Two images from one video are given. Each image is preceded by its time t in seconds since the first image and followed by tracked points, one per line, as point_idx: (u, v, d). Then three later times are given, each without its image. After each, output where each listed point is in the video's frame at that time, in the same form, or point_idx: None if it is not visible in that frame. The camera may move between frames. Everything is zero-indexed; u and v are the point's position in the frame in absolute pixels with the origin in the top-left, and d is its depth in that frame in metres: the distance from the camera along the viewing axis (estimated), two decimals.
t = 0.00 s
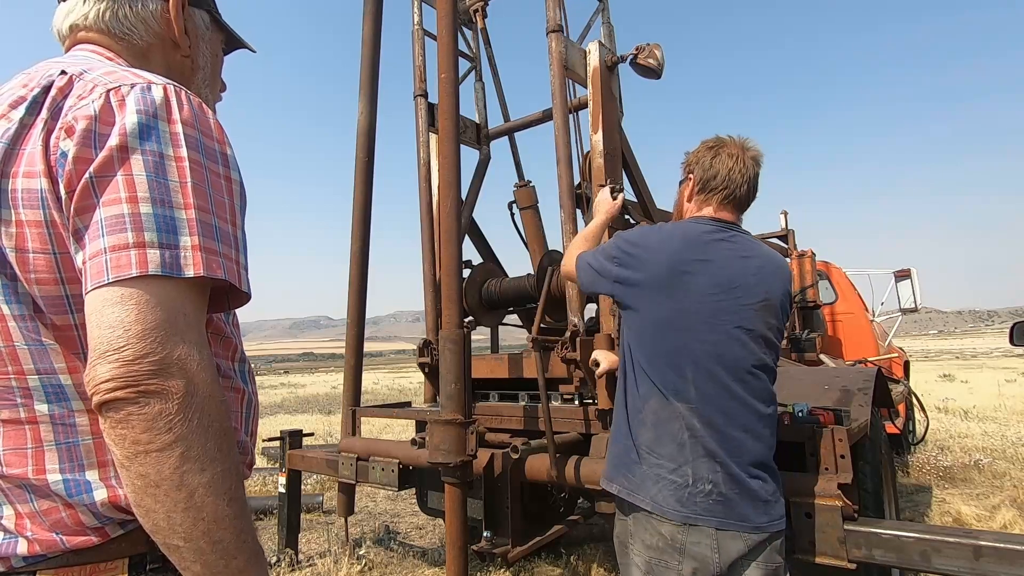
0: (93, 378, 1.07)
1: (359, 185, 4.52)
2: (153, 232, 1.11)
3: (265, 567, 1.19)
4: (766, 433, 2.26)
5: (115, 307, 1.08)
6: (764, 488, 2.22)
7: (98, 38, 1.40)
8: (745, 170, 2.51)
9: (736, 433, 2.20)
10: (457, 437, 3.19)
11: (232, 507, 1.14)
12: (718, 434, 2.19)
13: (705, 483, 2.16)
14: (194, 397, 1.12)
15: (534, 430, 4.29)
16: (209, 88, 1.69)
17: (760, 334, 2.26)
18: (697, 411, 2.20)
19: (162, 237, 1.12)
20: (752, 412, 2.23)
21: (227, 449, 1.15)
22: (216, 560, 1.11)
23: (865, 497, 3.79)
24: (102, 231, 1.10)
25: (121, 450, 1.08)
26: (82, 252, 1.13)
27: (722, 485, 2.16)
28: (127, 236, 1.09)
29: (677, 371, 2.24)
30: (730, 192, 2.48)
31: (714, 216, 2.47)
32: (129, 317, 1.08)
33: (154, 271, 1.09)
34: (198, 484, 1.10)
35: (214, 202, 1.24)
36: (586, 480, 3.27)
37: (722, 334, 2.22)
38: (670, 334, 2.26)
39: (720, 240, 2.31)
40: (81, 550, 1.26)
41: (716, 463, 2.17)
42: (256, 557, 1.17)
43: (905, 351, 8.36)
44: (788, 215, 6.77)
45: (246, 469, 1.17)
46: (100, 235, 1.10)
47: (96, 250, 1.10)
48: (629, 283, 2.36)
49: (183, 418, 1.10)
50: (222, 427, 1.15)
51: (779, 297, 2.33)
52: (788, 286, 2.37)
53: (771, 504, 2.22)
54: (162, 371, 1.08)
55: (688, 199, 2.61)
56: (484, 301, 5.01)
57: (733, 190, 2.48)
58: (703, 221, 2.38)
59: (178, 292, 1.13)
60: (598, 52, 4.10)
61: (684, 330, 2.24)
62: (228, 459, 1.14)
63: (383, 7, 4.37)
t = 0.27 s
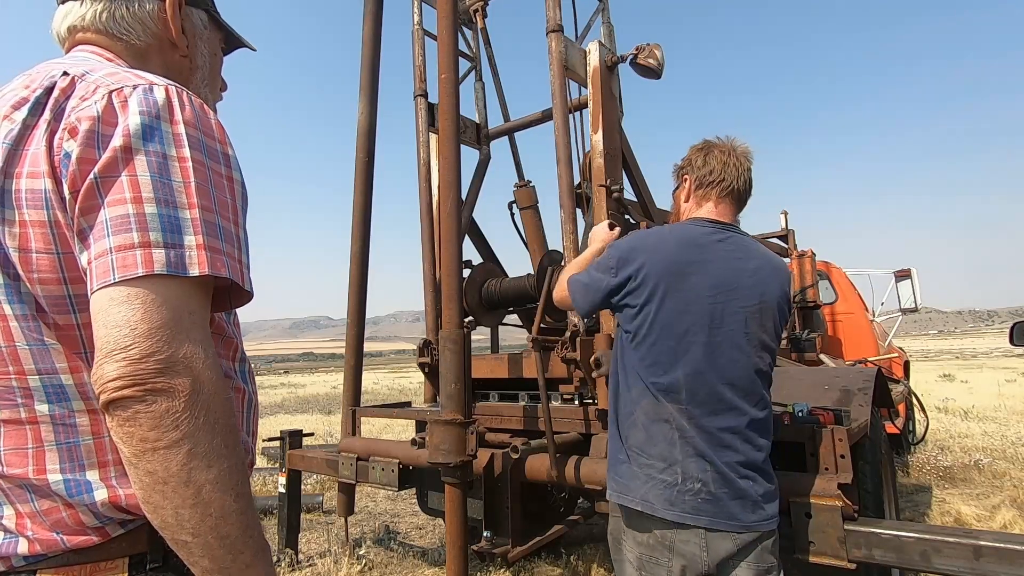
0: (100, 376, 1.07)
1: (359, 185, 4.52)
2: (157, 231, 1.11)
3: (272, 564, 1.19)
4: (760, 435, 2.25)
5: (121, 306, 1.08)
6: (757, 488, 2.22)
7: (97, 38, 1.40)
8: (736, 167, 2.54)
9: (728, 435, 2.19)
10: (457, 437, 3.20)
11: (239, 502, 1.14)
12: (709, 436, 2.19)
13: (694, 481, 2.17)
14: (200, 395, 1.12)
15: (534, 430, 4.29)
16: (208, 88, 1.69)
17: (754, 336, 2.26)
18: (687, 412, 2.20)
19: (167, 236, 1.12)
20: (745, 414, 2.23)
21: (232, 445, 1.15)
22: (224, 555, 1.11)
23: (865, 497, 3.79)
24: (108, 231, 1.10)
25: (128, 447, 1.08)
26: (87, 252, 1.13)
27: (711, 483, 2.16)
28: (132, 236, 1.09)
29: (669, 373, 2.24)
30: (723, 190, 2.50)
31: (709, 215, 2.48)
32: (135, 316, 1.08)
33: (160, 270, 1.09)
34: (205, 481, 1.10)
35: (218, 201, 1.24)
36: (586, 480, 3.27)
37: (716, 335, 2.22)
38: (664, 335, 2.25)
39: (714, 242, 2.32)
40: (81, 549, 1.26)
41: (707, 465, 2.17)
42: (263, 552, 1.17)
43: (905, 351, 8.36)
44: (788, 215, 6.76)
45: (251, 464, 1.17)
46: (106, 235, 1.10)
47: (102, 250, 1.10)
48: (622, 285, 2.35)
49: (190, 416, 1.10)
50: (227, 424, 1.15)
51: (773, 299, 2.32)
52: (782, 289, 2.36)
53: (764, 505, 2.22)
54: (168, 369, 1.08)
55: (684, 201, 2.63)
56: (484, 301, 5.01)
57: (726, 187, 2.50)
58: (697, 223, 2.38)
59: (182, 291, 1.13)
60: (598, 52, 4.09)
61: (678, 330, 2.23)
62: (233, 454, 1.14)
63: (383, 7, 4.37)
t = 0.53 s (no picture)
0: (99, 380, 1.07)
1: (359, 185, 4.52)
2: (158, 235, 1.11)
3: (267, 567, 1.19)
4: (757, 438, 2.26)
5: (120, 309, 1.08)
6: (753, 491, 2.22)
7: (101, 39, 1.40)
8: (716, 165, 2.53)
9: (722, 437, 2.20)
10: (457, 437, 3.19)
11: (235, 506, 1.14)
12: (703, 439, 2.20)
13: (690, 493, 2.18)
14: (197, 399, 1.12)
15: (534, 430, 4.29)
16: (212, 89, 1.68)
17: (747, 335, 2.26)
18: (680, 418, 2.22)
19: (167, 240, 1.12)
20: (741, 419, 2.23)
21: (229, 448, 1.15)
22: (219, 560, 1.11)
23: (865, 497, 3.79)
24: (108, 234, 1.10)
25: (125, 451, 1.08)
26: (87, 254, 1.13)
27: (706, 492, 2.17)
28: (132, 239, 1.09)
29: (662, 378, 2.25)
30: (704, 190, 2.50)
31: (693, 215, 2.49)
32: (134, 320, 1.08)
33: (159, 274, 1.09)
34: (201, 485, 1.10)
35: (218, 205, 1.24)
36: (586, 480, 3.27)
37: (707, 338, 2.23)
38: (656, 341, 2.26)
39: (706, 246, 2.33)
40: (83, 548, 1.26)
41: (703, 472, 2.18)
42: (259, 556, 1.17)
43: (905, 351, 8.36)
44: (787, 215, 6.76)
45: (248, 468, 1.17)
46: (106, 238, 1.10)
47: (101, 252, 1.09)
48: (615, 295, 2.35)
49: (186, 420, 1.10)
50: (224, 427, 1.15)
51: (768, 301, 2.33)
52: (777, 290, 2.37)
53: (760, 508, 2.24)
54: (165, 373, 1.08)
55: (666, 202, 2.63)
56: (484, 301, 5.01)
57: (707, 188, 2.50)
58: (688, 228, 2.39)
59: (182, 294, 1.13)
60: (598, 52, 4.09)
61: (669, 336, 2.25)
62: (230, 458, 1.14)
63: (383, 7, 4.38)
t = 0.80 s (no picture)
0: (98, 383, 1.07)
1: (359, 185, 4.52)
2: (159, 238, 1.11)
3: (266, 569, 1.20)
4: (755, 440, 2.25)
5: (121, 312, 1.08)
6: (751, 493, 2.22)
7: (108, 41, 1.40)
8: (700, 163, 2.52)
9: (721, 438, 2.19)
10: (457, 437, 3.19)
11: (233, 510, 1.14)
12: (703, 441, 2.19)
13: (688, 497, 2.18)
14: (197, 402, 1.12)
15: (534, 430, 4.29)
16: (217, 91, 1.68)
17: (743, 334, 2.25)
18: (680, 421, 2.21)
19: (168, 243, 1.12)
20: (739, 420, 2.22)
21: (228, 452, 1.15)
22: (217, 564, 1.11)
23: (865, 497, 3.79)
24: (110, 237, 1.10)
25: (125, 454, 1.08)
26: (89, 257, 1.13)
27: (705, 496, 2.17)
28: (133, 243, 1.09)
29: (659, 381, 2.25)
30: (689, 189, 2.50)
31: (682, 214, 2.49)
32: (134, 323, 1.08)
33: (160, 277, 1.09)
34: (200, 489, 1.10)
35: (220, 208, 1.24)
36: (586, 480, 3.27)
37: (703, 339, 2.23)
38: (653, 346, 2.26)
39: (698, 248, 2.33)
40: (85, 548, 1.26)
41: (701, 475, 2.17)
42: (258, 559, 1.17)
43: (905, 351, 8.36)
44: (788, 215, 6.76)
45: (247, 472, 1.17)
46: (108, 241, 1.10)
47: (103, 255, 1.10)
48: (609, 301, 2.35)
49: (186, 423, 1.10)
50: (225, 431, 1.15)
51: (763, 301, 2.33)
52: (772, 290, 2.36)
53: (758, 510, 2.24)
54: (165, 377, 1.08)
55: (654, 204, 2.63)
56: (484, 301, 5.01)
57: (692, 186, 2.49)
58: (681, 230, 2.40)
59: (183, 297, 1.13)
60: (598, 52, 4.09)
61: (665, 340, 2.25)
62: (229, 461, 1.14)
63: (383, 7, 4.37)
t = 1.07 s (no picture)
0: (103, 384, 1.07)
1: (359, 185, 4.52)
2: (165, 240, 1.11)
3: (269, 569, 1.20)
4: (755, 438, 2.25)
5: (127, 314, 1.08)
6: (752, 493, 2.23)
7: (114, 41, 1.40)
8: (700, 165, 2.55)
9: (723, 438, 2.19)
10: (457, 437, 3.19)
11: (236, 512, 1.14)
12: (705, 441, 2.18)
13: (690, 498, 2.18)
14: (201, 404, 1.12)
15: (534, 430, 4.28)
16: (223, 92, 1.68)
17: (742, 333, 2.25)
18: (681, 422, 2.21)
19: (174, 245, 1.12)
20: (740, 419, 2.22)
21: (231, 454, 1.15)
22: (220, 566, 1.11)
23: (865, 497, 3.79)
24: (116, 239, 1.10)
25: (129, 455, 1.08)
26: (95, 258, 1.13)
27: (706, 497, 2.17)
28: (140, 245, 1.09)
29: (659, 382, 2.25)
30: (688, 187, 2.51)
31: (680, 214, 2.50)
32: (140, 324, 1.08)
33: (166, 280, 1.09)
34: (203, 491, 1.10)
35: (225, 210, 1.24)
36: (586, 480, 3.27)
37: (703, 339, 2.22)
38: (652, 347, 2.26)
39: (696, 247, 2.33)
40: (89, 546, 1.26)
41: (703, 476, 2.17)
42: (260, 561, 1.17)
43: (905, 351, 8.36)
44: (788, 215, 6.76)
45: (250, 474, 1.17)
46: (114, 243, 1.10)
47: (110, 257, 1.10)
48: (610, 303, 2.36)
49: (190, 425, 1.10)
50: (228, 434, 1.15)
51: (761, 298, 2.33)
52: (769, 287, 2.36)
53: (758, 509, 2.24)
54: (170, 379, 1.08)
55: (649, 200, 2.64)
56: (484, 301, 5.01)
57: (691, 185, 2.52)
58: (679, 230, 2.40)
59: (189, 299, 1.13)
60: (598, 52, 4.09)
61: (665, 340, 2.25)
62: (232, 464, 1.14)
63: (383, 7, 4.37)
